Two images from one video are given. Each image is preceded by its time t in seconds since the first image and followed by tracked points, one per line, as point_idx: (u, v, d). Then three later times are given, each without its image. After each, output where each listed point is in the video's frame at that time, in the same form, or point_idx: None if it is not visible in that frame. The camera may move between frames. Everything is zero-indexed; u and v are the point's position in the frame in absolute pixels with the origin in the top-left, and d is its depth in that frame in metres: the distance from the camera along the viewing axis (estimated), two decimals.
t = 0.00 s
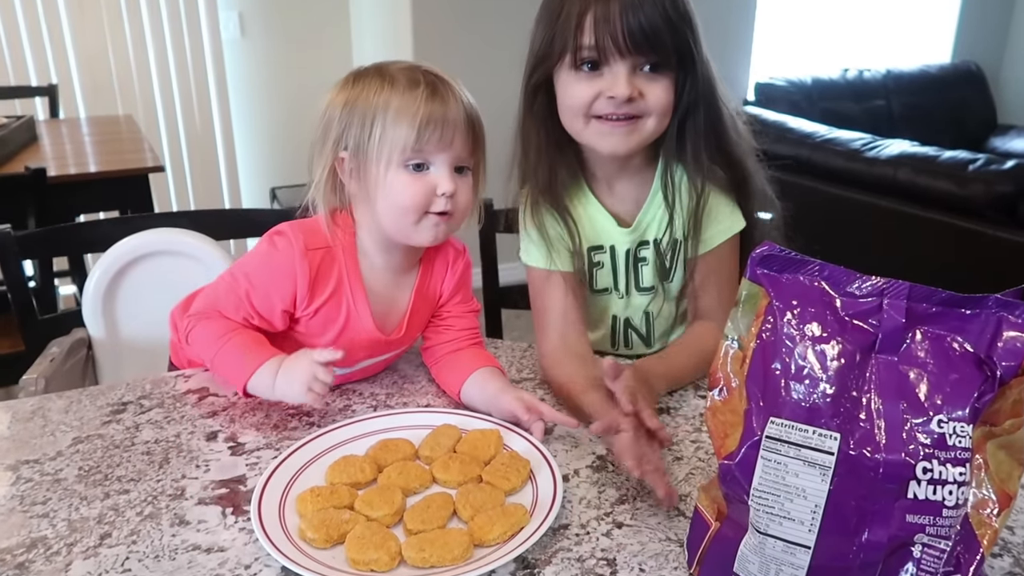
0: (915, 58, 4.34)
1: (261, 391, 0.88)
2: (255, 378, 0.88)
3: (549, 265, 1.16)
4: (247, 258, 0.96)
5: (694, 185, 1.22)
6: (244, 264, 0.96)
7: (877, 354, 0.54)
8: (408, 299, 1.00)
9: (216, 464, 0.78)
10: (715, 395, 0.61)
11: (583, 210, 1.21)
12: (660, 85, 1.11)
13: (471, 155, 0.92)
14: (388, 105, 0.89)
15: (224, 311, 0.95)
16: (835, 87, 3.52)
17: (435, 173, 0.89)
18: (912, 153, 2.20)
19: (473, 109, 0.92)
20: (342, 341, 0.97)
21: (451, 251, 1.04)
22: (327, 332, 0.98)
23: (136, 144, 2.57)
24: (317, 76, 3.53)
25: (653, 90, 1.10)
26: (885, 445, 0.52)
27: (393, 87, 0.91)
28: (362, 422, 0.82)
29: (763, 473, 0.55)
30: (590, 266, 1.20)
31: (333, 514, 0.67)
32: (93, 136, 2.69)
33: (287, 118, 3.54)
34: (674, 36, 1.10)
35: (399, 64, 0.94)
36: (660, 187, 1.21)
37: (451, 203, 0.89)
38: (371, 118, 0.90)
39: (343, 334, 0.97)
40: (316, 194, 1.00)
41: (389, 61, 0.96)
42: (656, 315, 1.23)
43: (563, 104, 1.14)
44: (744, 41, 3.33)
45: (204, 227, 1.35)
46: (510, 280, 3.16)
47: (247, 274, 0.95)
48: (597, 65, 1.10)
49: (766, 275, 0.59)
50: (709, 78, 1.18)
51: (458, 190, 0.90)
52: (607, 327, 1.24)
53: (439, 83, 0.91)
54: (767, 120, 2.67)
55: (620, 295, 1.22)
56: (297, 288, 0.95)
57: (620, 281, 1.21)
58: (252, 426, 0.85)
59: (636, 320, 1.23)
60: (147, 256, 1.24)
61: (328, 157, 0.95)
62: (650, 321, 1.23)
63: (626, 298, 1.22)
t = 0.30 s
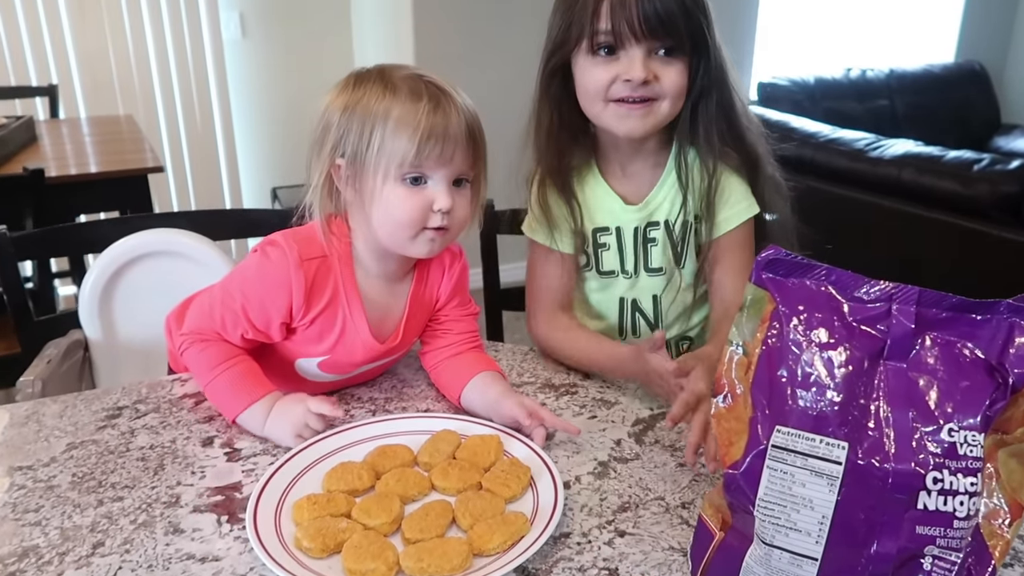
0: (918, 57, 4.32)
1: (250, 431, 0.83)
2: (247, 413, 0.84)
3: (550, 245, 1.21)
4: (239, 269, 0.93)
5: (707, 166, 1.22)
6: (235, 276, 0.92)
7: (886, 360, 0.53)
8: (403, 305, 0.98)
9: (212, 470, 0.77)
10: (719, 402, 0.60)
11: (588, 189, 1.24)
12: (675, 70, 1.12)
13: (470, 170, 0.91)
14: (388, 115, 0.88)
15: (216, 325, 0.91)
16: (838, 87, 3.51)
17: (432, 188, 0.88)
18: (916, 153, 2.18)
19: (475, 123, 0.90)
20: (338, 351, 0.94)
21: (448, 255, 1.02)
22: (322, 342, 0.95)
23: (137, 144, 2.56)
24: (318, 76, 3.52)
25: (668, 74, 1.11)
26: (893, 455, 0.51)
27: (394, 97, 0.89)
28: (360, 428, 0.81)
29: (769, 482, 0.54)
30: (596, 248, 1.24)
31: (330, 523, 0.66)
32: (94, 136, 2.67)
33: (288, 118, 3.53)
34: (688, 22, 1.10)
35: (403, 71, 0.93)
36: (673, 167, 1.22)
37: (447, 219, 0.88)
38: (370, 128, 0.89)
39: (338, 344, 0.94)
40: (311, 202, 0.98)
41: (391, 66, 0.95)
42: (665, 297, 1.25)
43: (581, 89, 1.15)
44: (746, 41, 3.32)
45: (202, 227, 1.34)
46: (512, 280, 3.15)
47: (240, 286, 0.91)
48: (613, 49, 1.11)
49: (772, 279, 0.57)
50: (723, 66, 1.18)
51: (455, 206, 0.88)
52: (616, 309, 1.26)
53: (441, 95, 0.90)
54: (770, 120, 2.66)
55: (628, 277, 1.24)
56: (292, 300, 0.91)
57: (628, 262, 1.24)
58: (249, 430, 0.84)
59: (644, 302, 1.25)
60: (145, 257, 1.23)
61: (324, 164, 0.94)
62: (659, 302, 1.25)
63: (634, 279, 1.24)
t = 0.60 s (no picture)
0: (917, 57, 4.31)
1: (246, 443, 0.82)
2: (243, 425, 0.82)
3: (555, 236, 1.22)
4: (234, 275, 0.91)
5: (721, 163, 1.20)
6: (229, 283, 0.91)
7: (896, 372, 0.52)
8: (401, 313, 0.96)
9: (206, 481, 0.75)
10: (724, 414, 0.58)
11: (599, 183, 1.24)
12: (690, 68, 1.10)
13: (469, 177, 0.89)
14: (388, 121, 0.86)
15: (210, 333, 0.89)
16: (837, 86, 3.50)
17: (432, 195, 0.86)
18: (917, 154, 2.16)
19: (475, 129, 0.89)
20: (335, 358, 0.93)
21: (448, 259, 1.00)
22: (319, 350, 0.93)
23: (134, 145, 2.54)
24: (315, 77, 3.50)
25: (681, 72, 1.10)
26: (906, 470, 0.49)
27: (393, 102, 0.88)
28: (357, 437, 0.80)
29: (778, 498, 0.52)
30: (603, 241, 1.24)
31: (326, 537, 0.65)
32: (90, 137, 2.65)
33: (286, 119, 3.52)
34: (703, 20, 1.09)
35: (401, 74, 0.91)
36: (687, 164, 1.21)
37: (447, 226, 0.86)
38: (369, 134, 0.87)
39: (336, 351, 0.92)
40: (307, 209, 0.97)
41: (389, 70, 0.93)
42: (672, 293, 1.25)
43: (596, 85, 1.14)
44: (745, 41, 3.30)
45: (195, 230, 1.32)
46: (511, 282, 3.13)
47: (235, 292, 0.89)
48: (628, 46, 1.10)
49: (779, 288, 0.56)
50: (739, 64, 1.16)
51: (454, 214, 0.87)
52: (622, 303, 1.26)
53: (441, 100, 0.88)
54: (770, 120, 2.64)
55: (635, 270, 1.24)
56: (289, 306, 0.90)
57: (636, 256, 1.24)
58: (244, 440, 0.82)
59: (651, 298, 1.25)
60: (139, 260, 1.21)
61: (321, 170, 0.92)
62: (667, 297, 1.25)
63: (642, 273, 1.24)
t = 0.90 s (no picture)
0: (919, 57, 4.30)
1: (250, 454, 0.81)
2: (248, 435, 0.81)
3: (563, 235, 1.22)
4: (244, 281, 0.90)
5: (736, 167, 1.20)
6: (238, 290, 0.90)
7: (914, 389, 0.51)
8: (409, 322, 0.96)
9: (211, 494, 0.75)
10: (738, 429, 0.58)
11: (609, 185, 1.23)
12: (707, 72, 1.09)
13: (481, 186, 0.89)
14: (401, 129, 0.86)
15: (217, 339, 0.88)
16: (840, 88, 3.49)
17: (444, 204, 0.85)
18: (921, 157, 2.15)
19: (488, 138, 0.89)
20: (343, 368, 0.92)
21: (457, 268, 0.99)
22: (326, 359, 0.92)
23: (135, 147, 2.52)
24: (316, 77, 3.50)
25: (699, 76, 1.09)
26: (925, 489, 0.48)
27: (407, 110, 0.87)
28: (363, 449, 0.79)
29: (795, 517, 0.51)
30: (612, 241, 1.23)
31: (334, 552, 0.64)
32: (91, 139, 2.64)
33: (286, 120, 3.51)
34: (722, 24, 1.08)
35: (414, 83, 0.91)
36: (702, 168, 1.21)
37: (458, 235, 0.86)
38: (382, 141, 0.87)
39: (343, 360, 0.91)
40: (318, 217, 0.96)
41: (402, 78, 0.93)
42: (681, 296, 1.24)
43: (614, 86, 1.13)
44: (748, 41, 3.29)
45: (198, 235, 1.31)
46: (513, 283, 3.12)
47: (244, 298, 0.89)
48: (647, 48, 1.09)
49: (795, 303, 0.55)
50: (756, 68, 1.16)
51: (466, 223, 0.86)
52: (630, 305, 1.25)
53: (454, 108, 0.88)
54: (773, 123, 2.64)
55: (643, 272, 1.24)
56: (299, 313, 0.89)
57: (645, 257, 1.23)
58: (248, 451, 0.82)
59: (660, 300, 1.24)
60: (142, 267, 1.21)
61: (332, 177, 0.92)
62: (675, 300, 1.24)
63: (651, 275, 1.23)
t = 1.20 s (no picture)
0: (918, 66, 4.30)
1: (250, 470, 0.80)
2: (248, 450, 0.80)
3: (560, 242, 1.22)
4: (244, 293, 0.89)
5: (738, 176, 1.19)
6: (239, 303, 0.89)
7: (923, 405, 0.50)
8: (411, 335, 0.95)
9: (209, 510, 0.74)
10: (743, 445, 0.57)
11: (607, 194, 1.23)
12: (709, 81, 1.09)
13: (485, 198, 0.88)
14: (405, 140, 0.85)
15: (218, 352, 0.87)
16: (840, 96, 3.48)
17: (447, 215, 0.85)
18: (923, 166, 2.14)
19: (492, 150, 0.88)
20: (344, 381, 0.91)
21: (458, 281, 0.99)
22: (327, 372, 0.91)
23: (135, 158, 2.52)
24: (316, 87, 3.50)
25: (700, 85, 1.08)
26: (934, 507, 0.47)
27: (411, 121, 0.87)
28: (363, 464, 0.78)
29: (801, 536, 0.51)
30: (610, 249, 1.23)
31: (333, 569, 0.63)
32: (91, 150, 2.63)
33: (287, 130, 3.51)
34: (726, 33, 1.07)
35: (419, 94, 0.90)
36: (703, 178, 1.20)
37: (462, 247, 0.85)
38: (386, 152, 0.86)
39: (344, 373, 0.91)
40: (320, 228, 0.95)
41: (406, 90, 0.92)
42: (684, 305, 1.23)
43: (617, 93, 1.13)
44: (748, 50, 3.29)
45: (197, 247, 1.30)
46: (514, 293, 3.11)
47: (245, 310, 0.88)
48: (651, 56, 1.09)
49: (800, 317, 0.55)
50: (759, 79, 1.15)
51: (469, 234, 0.85)
52: (630, 314, 1.24)
53: (459, 120, 0.88)
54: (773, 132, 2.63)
55: (642, 281, 1.23)
56: (300, 325, 0.88)
57: (645, 266, 1.22)
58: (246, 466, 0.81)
59: (660, 308, 1.23)
60: (142, 279, 1.20)
61: (335, 188, 0.91)
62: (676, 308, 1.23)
63: (651, 284, 1.23)
